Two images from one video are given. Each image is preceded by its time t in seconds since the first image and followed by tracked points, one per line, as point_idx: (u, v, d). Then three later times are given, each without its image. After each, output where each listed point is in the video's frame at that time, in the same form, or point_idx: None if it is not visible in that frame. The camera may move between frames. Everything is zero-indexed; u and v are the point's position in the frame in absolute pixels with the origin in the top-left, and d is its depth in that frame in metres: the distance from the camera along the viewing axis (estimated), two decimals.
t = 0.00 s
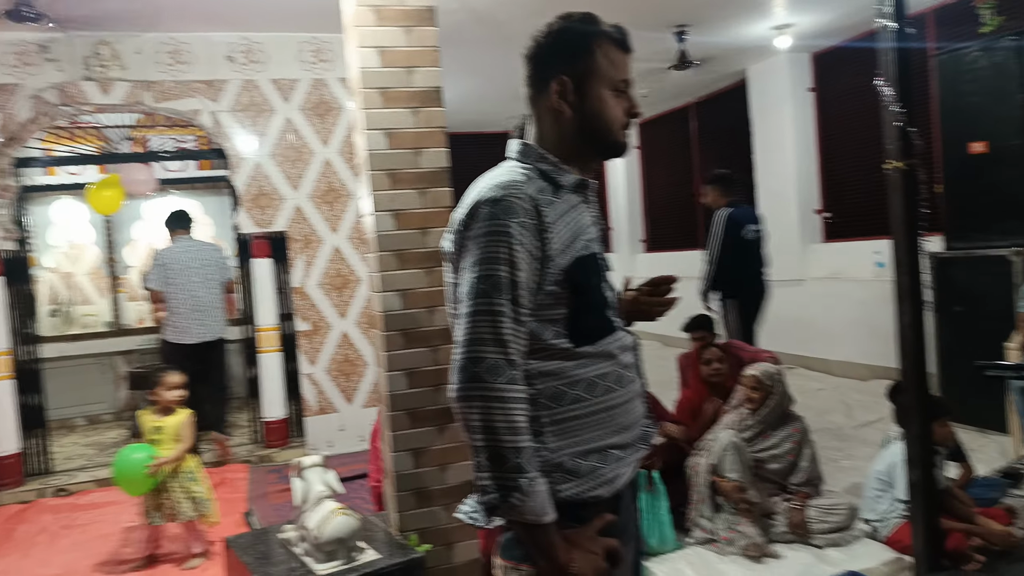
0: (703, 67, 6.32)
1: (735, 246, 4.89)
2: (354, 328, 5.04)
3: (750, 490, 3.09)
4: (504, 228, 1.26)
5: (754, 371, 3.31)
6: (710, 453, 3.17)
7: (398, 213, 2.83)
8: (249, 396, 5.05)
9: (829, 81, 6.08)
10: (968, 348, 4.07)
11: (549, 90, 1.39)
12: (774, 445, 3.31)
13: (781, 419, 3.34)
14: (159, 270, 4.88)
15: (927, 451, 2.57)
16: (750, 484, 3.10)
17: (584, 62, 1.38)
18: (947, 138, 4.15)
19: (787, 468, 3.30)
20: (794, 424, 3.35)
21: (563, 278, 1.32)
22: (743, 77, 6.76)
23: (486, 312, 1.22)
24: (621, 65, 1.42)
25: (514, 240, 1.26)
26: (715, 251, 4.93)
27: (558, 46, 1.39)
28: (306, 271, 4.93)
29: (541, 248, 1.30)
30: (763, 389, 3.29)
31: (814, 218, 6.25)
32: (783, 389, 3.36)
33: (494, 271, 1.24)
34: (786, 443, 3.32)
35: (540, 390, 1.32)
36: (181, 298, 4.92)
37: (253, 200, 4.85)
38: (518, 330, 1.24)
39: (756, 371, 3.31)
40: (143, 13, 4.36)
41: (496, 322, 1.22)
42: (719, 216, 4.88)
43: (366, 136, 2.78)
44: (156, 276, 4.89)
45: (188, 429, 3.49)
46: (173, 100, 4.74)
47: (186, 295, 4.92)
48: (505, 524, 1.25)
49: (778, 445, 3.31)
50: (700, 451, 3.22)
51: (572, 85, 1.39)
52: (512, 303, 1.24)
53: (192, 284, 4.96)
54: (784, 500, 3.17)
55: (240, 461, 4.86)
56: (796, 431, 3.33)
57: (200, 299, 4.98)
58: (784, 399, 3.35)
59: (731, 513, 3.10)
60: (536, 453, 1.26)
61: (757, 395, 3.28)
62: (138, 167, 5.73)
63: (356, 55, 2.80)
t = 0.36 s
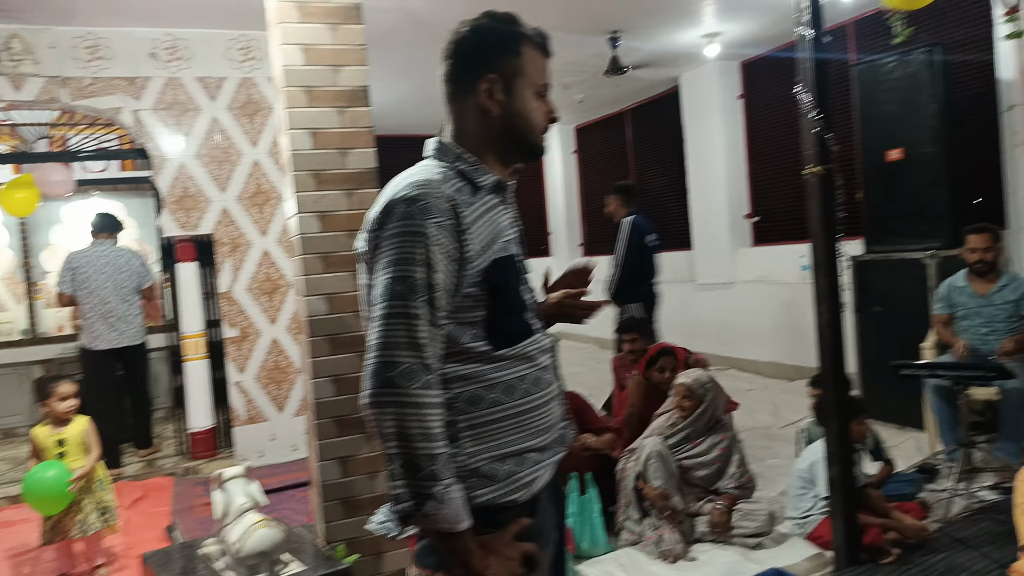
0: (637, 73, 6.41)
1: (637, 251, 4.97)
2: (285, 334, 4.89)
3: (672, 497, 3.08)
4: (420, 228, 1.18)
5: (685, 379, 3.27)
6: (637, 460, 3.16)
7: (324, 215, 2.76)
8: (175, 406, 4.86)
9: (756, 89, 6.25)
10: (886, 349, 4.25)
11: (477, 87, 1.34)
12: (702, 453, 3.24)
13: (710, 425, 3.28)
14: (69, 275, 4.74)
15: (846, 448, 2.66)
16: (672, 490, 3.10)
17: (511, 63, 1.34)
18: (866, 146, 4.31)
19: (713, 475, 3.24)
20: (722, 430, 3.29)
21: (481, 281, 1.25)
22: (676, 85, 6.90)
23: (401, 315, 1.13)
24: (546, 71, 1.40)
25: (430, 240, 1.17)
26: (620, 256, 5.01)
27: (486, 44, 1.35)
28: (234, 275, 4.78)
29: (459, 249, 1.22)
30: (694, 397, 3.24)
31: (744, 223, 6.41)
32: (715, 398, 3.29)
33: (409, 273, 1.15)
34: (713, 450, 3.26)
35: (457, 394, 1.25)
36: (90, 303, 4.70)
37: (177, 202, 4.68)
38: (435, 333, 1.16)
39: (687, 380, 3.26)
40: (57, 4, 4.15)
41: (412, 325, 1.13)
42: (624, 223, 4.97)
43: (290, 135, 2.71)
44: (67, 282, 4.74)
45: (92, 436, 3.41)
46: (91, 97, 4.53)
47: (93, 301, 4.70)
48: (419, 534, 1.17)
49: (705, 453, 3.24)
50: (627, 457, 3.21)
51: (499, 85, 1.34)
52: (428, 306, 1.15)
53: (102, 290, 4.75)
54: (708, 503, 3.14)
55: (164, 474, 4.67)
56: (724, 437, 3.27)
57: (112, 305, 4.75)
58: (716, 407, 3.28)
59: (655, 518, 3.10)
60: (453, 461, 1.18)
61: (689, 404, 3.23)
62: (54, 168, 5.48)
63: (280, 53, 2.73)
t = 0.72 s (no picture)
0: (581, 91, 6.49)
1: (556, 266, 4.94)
2: (221, 356, 4.77)
3: (611, 518, 3.13)
4: (321, 246, 1.12)
5: (630, 401, 3.17)
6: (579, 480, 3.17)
7: (251, 233, 2.71)
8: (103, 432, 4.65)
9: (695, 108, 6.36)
10: (822, 360, 4.36)
11: (370, 109, 1.33)
12: (644, 473, 3.17)
13: (654, 445, 3.18)
14: (20, 291, 4.37)
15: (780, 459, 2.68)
16: (612, 512, 3.13)
17: (411, 75, 1.32)
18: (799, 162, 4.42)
19: (655, 496, 3.19)
20: (666, 450, 3.22)
21: (390, 299, 1.20)
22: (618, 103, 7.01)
23: (299, 336, 1.08)
24: (448, 78, 1.37)
25: (332, 258, 1.12)
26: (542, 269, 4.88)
27: (382, 59, 1.32)
28: (166, 296, 4.65)
29: (365, 267, 1.17)
30: (637, 419, 3.14)
31: (686, 239, 6.52)
32: (660, 419, 3.21)
33: (309, 292, 1.10)
34: (656, 471, 3.19)
35: (365, 417, 1.19)
36: (43, 323, 4.39)
37: (106, 220, 4.54)
38: (335, 354, 1.11)
39: (631, 401, 3.17)
40: None
41: (310, 346, 1.08)
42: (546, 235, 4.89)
43: (216, 151, 2.65)
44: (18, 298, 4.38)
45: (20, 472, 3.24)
46: (15, 112, 4.35)
47: (48, 321, 4.38)
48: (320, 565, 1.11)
49: (647, 474, 3.18)
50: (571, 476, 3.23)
51: (395, 101, 1.33)
52: (328, 325, 1.10)
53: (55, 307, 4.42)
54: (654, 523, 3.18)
55: (92, 504, 4.46)
56: (667, 458, 3.20)
57: (65, 325, 4.44)
58: (660, 427, 3.20)
59: (596, 536, 3.15)
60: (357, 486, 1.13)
61: (632, 426, 3.13)
62: None
63: (205, 67, 2.66)
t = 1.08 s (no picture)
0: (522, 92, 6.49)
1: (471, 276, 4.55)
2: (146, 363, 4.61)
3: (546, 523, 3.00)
4: (192, 248, 1.07)
5: (573, 412, 3.03)
6: (520, 480, 3.04)
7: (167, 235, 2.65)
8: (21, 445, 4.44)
9: (634, 112, 6.44)
10: (754, 358, 4.46)
11: (253, 106, 1.30)
12: (581, 483, 3.04)
13: (597, 456, 3.04)
14: None
15: (706, 457, 2.70)
16: (548, 516, 3.00)
17: (296, 70, 1.29)
18: (731, 164, 4.51)
19: (590, 506, 3.05)
20: (609, 460, 3.09)
21: (272, 303, 1.15)
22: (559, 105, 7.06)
23: (165, 344, 1.03)
24: (337, 73, 1.34)
25: (204, 261, 1.07)
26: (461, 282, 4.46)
27: (265, 52, 1.29)
28: (88, 301, 4.42)
29: (243, 270, 1.12)
30: (579, 431, 3.00)
31: (626, 240, 6.59)
32: (607, 430, 3.06)
33: (177, 296, 1.04)
34: (594, 483, 3.07)
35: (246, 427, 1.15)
36: None
37: (22, 223, 4.36)
38: (206, 363, 1.06)
39: (574, 412, 3.03)
40: None
41: (177, 354, 1.03)
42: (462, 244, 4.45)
43: (126, 150, 2.55)
44: None
45: None
46: None
47: None
48: None
49: (585, 483, 3.04)
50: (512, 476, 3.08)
51: (280, 97, 1.29)
52: (198, 332, 1.05)
53: None
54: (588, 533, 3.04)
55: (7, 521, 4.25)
56: (608, 467, 3.08)
57: None
58: (606, 442, 3.05)
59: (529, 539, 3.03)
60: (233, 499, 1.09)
61: (573, 437, 2.99)
62: None
63: (115, 63, 2.57)
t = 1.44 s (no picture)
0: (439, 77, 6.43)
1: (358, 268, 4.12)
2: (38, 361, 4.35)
3: (466, 512, 2.92)
4: (23, 234, 0.98)
5: (500, 399, 2.99)
6: (440, 466, 2.96)
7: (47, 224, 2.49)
8: None
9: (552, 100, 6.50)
10: (664, 341, 4.60)
11: (123, 75, 1.17)
12: (501, 470, 2.98)
13: (520, 443, 3.02)
14: None
15: (613, 440, 2.73)
16: (468, 506, 2.93)
17: (165, 45, 1.20)
18: (642, 151, 4.60)
19: (509, 494, 3.02)
20: (529, 449, 3.08)
21: (120, 293, 1.08)
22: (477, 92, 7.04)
23: None
24: (205, 50, 1.27)
25: (37, 247, 0.98)
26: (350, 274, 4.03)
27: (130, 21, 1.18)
28: None
29: (85, 258, 1.04)
30: (505, 419, 2.97)
31: (544, 227, 6.65)
32: (531, 419, 3.05)
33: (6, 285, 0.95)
34: (512, 472, 3.03)
35: (94, 425, 1.06)
36: None
37: None
38: (41, 357, 0.97)
39: (501, 400, 2.98)
40: None
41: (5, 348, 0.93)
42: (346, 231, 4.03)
43: None
44: None
45: None
46: None
47: None
48: None
49: (505, 470, 3.00)
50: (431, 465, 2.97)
51: (150, 71, 1.19)
52: (32, 324, 0.96)
53: None
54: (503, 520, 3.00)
55: None
56: (529, 454, 3.07)
57: None
58: (531, 429, 3.04)
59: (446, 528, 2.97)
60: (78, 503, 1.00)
61: (498, 424, 2.95)
62: None
63: None
